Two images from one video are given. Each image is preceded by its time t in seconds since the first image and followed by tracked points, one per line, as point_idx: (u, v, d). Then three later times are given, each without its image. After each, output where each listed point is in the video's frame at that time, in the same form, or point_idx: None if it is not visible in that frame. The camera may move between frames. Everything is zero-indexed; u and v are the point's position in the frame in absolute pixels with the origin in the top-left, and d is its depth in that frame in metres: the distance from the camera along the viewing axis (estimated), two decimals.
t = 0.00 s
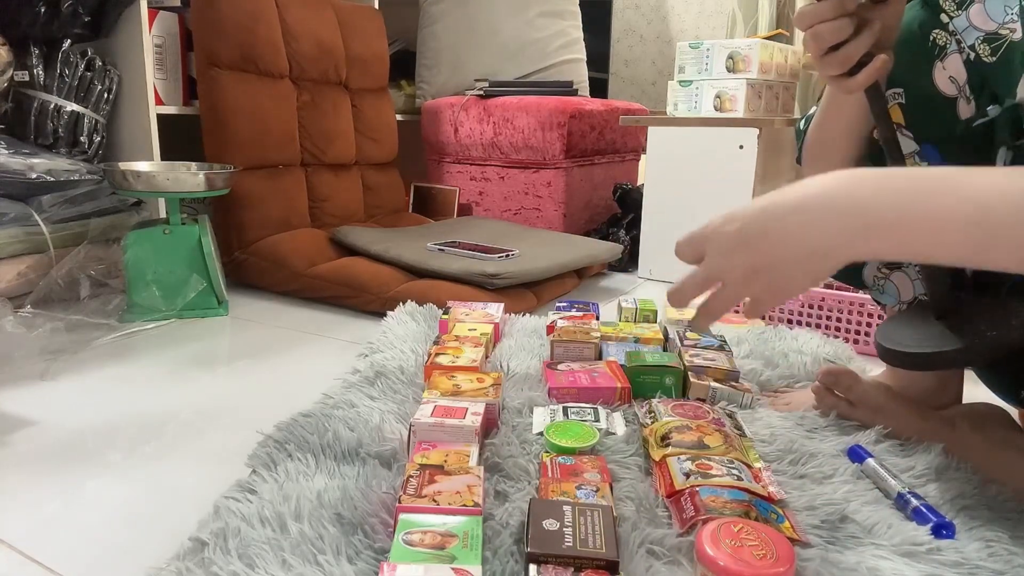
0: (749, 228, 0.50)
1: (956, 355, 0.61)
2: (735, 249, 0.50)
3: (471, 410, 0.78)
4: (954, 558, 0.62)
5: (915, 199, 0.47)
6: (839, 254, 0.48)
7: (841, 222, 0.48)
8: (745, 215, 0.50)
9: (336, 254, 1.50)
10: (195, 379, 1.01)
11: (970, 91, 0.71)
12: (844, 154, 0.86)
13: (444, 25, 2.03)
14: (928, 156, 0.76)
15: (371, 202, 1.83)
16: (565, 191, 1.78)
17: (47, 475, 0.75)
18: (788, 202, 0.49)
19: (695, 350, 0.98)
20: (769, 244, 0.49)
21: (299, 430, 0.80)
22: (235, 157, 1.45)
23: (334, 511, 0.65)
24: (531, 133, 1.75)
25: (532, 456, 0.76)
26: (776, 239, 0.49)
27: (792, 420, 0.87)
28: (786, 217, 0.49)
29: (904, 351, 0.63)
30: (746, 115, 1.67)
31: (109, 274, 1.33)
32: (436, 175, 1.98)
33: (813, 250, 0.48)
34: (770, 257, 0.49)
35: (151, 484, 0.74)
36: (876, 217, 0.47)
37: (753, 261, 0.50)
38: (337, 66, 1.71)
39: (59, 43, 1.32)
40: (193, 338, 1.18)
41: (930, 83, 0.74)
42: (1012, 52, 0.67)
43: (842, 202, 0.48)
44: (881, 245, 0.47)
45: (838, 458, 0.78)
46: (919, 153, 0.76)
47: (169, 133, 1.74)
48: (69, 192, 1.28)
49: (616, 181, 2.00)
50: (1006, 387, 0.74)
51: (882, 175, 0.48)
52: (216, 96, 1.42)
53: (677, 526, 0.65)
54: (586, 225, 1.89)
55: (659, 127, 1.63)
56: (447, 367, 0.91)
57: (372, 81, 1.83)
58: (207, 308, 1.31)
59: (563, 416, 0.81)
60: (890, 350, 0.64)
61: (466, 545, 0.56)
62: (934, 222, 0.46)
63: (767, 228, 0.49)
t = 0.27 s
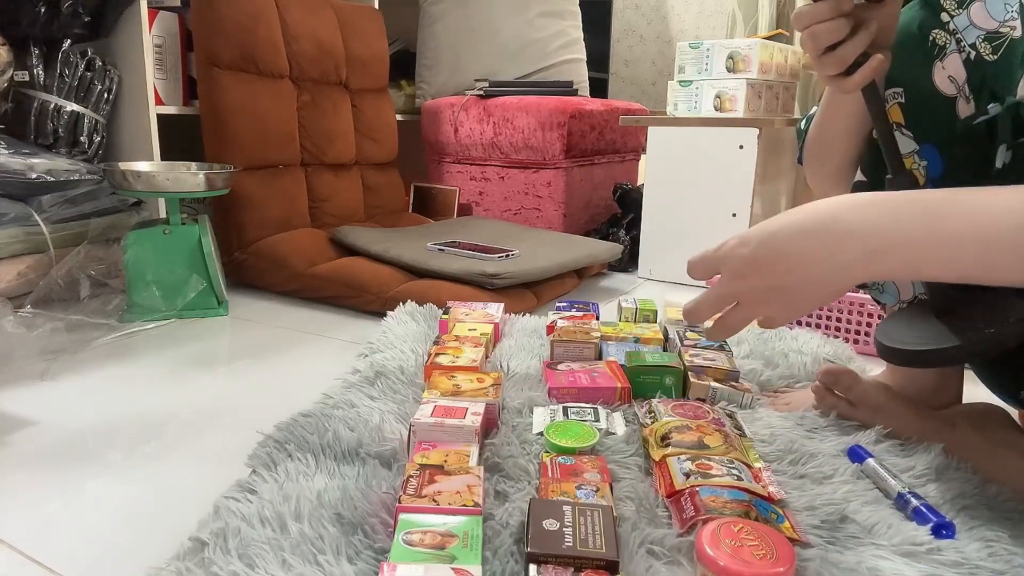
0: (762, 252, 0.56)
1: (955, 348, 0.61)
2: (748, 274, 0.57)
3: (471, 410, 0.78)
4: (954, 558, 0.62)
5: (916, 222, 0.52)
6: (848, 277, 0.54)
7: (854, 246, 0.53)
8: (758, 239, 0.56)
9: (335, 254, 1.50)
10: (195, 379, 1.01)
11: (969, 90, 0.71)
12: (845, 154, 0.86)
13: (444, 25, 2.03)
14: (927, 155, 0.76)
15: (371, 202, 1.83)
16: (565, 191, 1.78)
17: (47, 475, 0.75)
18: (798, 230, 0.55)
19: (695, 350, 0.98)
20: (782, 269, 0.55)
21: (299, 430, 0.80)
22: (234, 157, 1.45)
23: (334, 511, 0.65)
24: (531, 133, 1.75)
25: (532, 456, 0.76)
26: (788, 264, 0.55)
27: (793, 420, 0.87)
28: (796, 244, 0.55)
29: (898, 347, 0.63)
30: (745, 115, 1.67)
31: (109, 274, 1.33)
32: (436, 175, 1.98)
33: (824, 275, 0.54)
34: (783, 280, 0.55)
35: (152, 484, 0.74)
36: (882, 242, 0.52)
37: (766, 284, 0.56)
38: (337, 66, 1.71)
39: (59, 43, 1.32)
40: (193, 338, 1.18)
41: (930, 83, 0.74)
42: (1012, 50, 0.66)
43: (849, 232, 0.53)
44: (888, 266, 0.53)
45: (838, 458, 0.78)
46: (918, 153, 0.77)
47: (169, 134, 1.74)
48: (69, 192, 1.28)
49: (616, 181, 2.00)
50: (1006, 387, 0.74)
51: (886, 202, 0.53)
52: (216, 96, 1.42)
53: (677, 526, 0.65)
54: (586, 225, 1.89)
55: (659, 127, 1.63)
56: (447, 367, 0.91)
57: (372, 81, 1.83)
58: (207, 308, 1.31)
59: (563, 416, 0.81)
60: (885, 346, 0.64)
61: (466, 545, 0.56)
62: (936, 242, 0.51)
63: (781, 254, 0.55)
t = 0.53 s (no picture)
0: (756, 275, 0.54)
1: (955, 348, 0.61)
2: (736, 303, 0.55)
3: (471, 410, 0.78)
4: (954, 558, 0.62)
5: (915, 243, 0.50)
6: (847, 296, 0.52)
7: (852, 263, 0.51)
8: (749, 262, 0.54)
9: (335, 254, 1.50)
10: (195, 379, 1.01)
11: (970, 90, 0.71)
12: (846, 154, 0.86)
13: (444, 25, 2.03)
14: (927, 154, 0.75)
15: (371, 202, 1.83)
16: (565, 191, 1.78)
17: (47, 475, 0.75)
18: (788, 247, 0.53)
19: (695, 350, 0.98)
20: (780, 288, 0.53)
21: (299, 430, 0.80)
22: (234, 157, 1.45)
23: (334, 511, 0.65)
24: (531, 133, 1.75)
25: (532, 456, 0.76)
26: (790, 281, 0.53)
27: (793, 420, 0.87)
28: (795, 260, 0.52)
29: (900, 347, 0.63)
30: (746, 115, 1.67)
31: (109, 274, 1.33)
32: (436, 175, 1.98)
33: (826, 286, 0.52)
34: (779, 300, 0.53)
35: (151, 484, 0.74)
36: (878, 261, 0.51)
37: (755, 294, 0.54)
38: (337, 66, 1.71)
39: (59, 43, 1.32)
40: (193, 339, 1.18)
41: (930, 83, 0.74)
42: (1013, 49, 0.67)
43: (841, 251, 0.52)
44: (884, 281, 0.51)
45: (838, 458, 0.78)
46: (917, 152, 0.76)
47: (169, 134, 1.74)
48: (69, 192, 1.28)
49: (616, 181, 2.00)
50: (1006, 387, 0.74)
51: (874, 221, 0.52)
52: (216, 97, 1.42)
53: (677, 526, 0.65)
54: (586, 225, 1.89)
55: (659, 126, 1.63)
56: (447, 367, 0.91)
57: (372, 81, 1.83)
58: (207, 308, 1.31)
59: (563, 416, 0.81)
60: (886, 346, 0.64)
61: (466, 545, 0.56)
62: (934, 266, 0.50)
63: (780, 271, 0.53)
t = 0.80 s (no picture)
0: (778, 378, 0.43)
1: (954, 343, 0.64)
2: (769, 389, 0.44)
3: (471, 410, 0.78)
4: (954, 558, 0.62)
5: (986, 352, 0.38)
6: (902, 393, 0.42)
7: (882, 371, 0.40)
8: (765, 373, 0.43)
9: (335, 254, 1.50)
10: (195, 379, 1.01)
11: (968, 89, 0.72)
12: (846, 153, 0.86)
13: (444, 25, 2.03)
14: (927, 153, 0.74)
15: (371, 202, 1.83)
16: (565, 190, 1.78)
17: (46, 475, 0.75)
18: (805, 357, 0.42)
19: (695, 350, 0.98)
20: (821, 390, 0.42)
21: (299, 430, 0.80)
22: (234, 157, 1.45)
23: (334, 511, 0.65)
24: (531, 133, 1.75)
25: (532, 456, 0.76)
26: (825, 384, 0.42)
27: (793, 420, 0.87)
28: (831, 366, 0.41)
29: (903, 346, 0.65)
30: (746, 115, 1.67)
31: (109, 274, 1.33)
32: (436, 175, 1.98)
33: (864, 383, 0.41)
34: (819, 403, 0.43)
35: (151, 484, 0.74)
36: (897, 352, 0.39)
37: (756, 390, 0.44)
38: (337, 66, 1.71)
39: (59, 43, 1.32)
40: (193, 339, 1.18)
41: (929, 83, 0.73)
42: (1012, 49, 0.69)
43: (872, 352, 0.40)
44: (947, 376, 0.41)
45: (838, 458, 0.78)
46: (916, 152, 0.75)
47: (169, 134, 1.74)
48: (69, 192, 1.28)
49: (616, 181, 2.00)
50: (1006, 387, 0.74)
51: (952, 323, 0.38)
52: (216, 97, 1.42)
53: (677, 526, 0.65)
54: (586, 225, 1.89)
55: (659, 126, 1.63)
56: (447, 367, 0.91)
57: (372, 81, 1.83)
58: (207, 308, 1.31)
59: (563, 416, 0.81)
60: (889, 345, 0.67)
61: (466, 545, 0.56)
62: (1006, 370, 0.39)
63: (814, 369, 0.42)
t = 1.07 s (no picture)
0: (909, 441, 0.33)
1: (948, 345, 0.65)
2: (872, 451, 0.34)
3: (471, 410, 0.78)
4: (954, 558, 0.62)
5: None
6: None
7: None
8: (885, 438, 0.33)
9: (335, 254, 1.50)
10: (195, 379, 1.01)
11: (971, 88, 0.72)
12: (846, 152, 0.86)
13: (444, 25, 2.03)
14: (928, 153, 0.75)
15: (371, 202, 1.83)
16: (565, 190, 1.78)
17: (46, 475, 0.75)
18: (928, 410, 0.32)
19: (694, 350, 0.98)
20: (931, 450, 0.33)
21: (299, 430, 0.80)
22: (235, 157, 1.45)
23: (334, 511, 0.65)
24: (531, 133, 1.75)
25: (532, 456, 0.76)
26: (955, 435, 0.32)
27: (792, 420, 0.88)
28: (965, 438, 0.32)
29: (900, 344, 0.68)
30: (746, 115, 1.67)
31: (109, 274, 1.33)
32: (436, 174, 1.98)
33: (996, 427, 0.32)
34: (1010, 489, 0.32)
35: (151, 484, 0.74)
36: None
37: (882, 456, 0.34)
38: (337, 66, 1.71)
39: (59, 43, 1.32)
40: (193, 339, 1.18)
41: (930, 83, 0.73)
42: (1017, 48, 0.69)
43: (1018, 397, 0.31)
44: None
45: (838, 458, 0.78)
46: (918, 152, 0.75)
47: (169, 134, 1.74)
48: (69, 192, 1.28)
49: (616, 181, 2.00)
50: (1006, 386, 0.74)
51: None
52: (216, 97, 1.42)
53: (677, 526, 0.65)
54: (586, 225, 1.89)
55: (659, 127, 1.63)
56: (447, 367, 0.91)
57: (372, 80, 1.83)
58: (207, 308, 1.31)
59: (563, 416, 0.81)
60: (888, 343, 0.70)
61: (466, 545, 0.56)
62: None
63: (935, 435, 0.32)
